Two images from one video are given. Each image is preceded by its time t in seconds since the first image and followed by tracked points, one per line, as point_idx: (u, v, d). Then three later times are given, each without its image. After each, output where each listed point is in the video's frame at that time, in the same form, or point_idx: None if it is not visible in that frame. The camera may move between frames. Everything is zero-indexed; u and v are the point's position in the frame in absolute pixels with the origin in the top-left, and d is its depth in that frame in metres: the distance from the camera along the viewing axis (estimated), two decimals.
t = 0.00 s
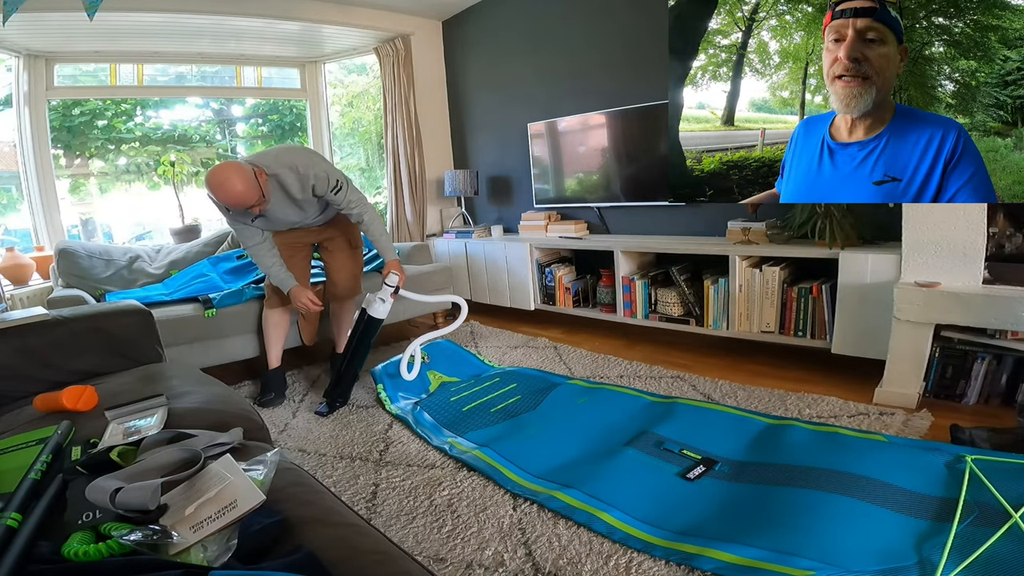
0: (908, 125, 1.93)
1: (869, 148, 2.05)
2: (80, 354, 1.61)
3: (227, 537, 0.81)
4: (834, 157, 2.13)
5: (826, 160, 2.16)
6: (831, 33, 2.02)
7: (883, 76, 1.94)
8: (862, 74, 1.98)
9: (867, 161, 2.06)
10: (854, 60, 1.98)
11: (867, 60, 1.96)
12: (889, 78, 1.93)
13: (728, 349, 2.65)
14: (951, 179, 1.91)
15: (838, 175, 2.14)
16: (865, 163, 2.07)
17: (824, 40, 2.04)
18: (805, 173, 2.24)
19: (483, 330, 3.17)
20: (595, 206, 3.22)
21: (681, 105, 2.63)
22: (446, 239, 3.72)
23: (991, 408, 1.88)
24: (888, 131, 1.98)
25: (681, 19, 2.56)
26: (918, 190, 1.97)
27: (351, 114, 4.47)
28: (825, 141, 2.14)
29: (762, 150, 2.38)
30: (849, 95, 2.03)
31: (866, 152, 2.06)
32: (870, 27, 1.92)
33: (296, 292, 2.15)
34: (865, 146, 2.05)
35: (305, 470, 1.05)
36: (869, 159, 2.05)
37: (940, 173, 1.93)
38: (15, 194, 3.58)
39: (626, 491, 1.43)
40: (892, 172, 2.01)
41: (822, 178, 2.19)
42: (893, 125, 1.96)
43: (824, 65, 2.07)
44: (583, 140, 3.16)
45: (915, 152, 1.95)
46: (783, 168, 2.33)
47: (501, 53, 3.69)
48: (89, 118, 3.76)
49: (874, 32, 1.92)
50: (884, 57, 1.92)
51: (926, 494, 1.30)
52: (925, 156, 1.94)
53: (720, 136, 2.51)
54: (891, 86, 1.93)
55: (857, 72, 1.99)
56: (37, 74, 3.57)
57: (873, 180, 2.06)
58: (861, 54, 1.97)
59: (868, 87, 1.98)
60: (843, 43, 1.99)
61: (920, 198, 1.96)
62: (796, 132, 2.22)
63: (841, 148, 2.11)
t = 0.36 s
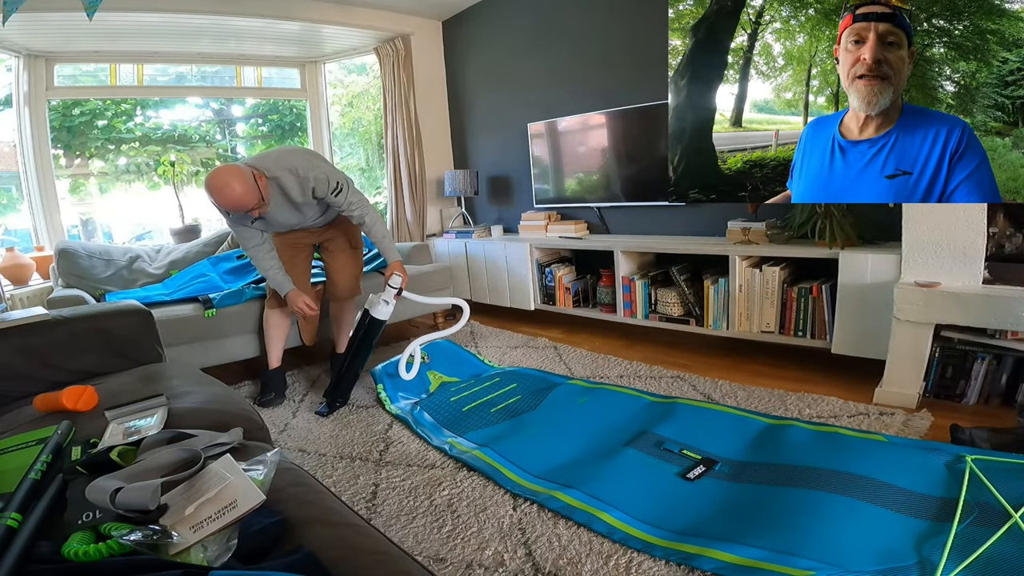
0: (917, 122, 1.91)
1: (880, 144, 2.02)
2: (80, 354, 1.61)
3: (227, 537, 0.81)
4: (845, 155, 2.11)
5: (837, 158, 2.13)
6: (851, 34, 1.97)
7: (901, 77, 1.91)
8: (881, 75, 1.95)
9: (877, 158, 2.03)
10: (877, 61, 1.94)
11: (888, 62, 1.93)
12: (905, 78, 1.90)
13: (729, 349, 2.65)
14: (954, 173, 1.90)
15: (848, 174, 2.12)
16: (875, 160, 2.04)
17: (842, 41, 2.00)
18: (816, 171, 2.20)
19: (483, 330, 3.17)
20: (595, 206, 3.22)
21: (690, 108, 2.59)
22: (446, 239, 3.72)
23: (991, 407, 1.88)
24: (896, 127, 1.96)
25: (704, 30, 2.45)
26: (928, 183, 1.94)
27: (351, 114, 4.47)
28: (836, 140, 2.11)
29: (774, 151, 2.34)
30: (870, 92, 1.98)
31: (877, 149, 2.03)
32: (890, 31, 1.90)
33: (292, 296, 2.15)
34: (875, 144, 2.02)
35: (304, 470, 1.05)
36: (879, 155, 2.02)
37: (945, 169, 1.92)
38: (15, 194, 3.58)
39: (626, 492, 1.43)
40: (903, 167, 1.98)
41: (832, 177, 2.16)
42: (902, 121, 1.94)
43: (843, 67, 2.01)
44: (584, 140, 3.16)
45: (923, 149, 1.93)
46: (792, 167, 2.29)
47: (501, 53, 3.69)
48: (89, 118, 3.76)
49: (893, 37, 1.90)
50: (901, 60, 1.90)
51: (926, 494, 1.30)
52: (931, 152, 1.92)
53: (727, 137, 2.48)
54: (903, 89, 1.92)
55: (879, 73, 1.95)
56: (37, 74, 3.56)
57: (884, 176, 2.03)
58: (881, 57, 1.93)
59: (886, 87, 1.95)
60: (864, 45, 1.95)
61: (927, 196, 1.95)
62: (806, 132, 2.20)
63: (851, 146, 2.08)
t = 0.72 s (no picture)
0: (907, 133, 1.94)
1: (870, 157, 2.05)
2: (80, 354, 1.61)
3: (227, 537, 0.81)
4: (836, 168, 2.14)
5: (828, 171, 2.16)
6: (828, 47, 2.04)
7: (880, 89, 1.95)
8: (857, 89, 2.00)
9: (869, 171, 2.06)
10: (851, 76, 2.01)
11: (863, 76, 1.98)
12: (890, 86, 1.93)
13: (729, 349, 2.66)
14: (947, 182, 1.92)
15: (841, 186, 2.14)
16: (867, 172, 2.06)
17: (821, 55, 2.07)
18: (809, 183, 2.23)
19: (483, 330, 3.17)
20: (595, 206, 3.22)
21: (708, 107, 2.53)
22: (446, 239, 3.72)
23: (991, 408, 1.88)
24: (886, 139, 1.99)
25: (732, 37, 2.36)
26: (922, 194, 1.96)
27: (351, 114, 4.47)
28: (825, 154, 2.15)
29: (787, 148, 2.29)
30: (845, 109, 2.04)
31: (867, 162, 2.06)
32: (866, 41, 1.96)
33: (290, 296, 2.16)
34: (866, 157, 2.05)
35: (304, 470, 1.05)
36: (871, 167, 2.05)
37: (937, 177, 1.94)
38: (15, 194, 3.58)
39: (627, 492, 1.43)
40: (895, 180, 2.00)
41: (826, 190, 2.18)
42: (891, 134, 1.96)
43: (823, 82, 2.08)
44: (583, 140, 3.16)
45: (915, 159, 1.96)
46: (787, 178, 2.32)
47: (501, 52, 3.69)
48: (89, 118, 3.76)
49: (870, 47, 1.95)
50: (881, 73, 1.94)
51: (926, 494, 1.30)
52: (923, 162, 1.95)
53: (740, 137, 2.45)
54: (891, 96, 1.93)
55: (853, 88, 2.01)
56: (37, 74, 3.56)
57: (877, 188, 2.05)
58: (857, 70, 1.99)
59: (865, 102, 1.99)
60: (839, 58, 2.02)
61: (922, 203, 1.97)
62: (797, 144, 2.23)
63: (842, 159, 2.11)
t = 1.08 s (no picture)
0: (892, 128, 1.96)
1: (855, 151, 2.07)
2: (80, 354, 1.61)
3: (227, 537, 0.81)
4: (822, 161, 2.15)
5: (814, 164, 2.18)
6: (805, 42, 2.08)
7: (858, 81, 1.99)
8: (834, 83, 2.04)
9: (854, 164, 2.08)
10: (826, 70, 2.04)
11: (839, 70, 2.02)
12: (870, 79, 1.95)
13: (729, 349, 2.66)
14: (933, 177, 1.94)
15: (826, 180, 2.16)
16: (852, 167, 2.09)
17: (799, 50, 2.11)
18: (796, 177, 2.25)
19: (483, 330, 3.16)
20: (595, 206, 3.22)
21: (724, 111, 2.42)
22: (446, 239, 3.72)
23: (991, 407, 1.88)
24: (872, 133, 2.01)
25: (752, 45, 2.26)
26: (905, 189, 1.99)
27: (351, 114, 4.47)
28: (812, 147, 2.16)
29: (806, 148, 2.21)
30: (823, 101, 2.08)
31: (853, 155, 2.08)
32: (841, 35, 1.98)
33: (280, 291, 2.16)
34: (852, 150, 2.07)
35: (305, 470, 1.05)
36: (856, 161, 2.07)
37: (923, 171, 1.95)
38: (15, 194, 3.58)
39: (627, 492, 1.43)
40: (879, 174, 2.03)
41: (811, 184, 2.21)
42: (878, 128, 1.99)
43: (800, 77, 2.12)
44: (583, 140, 3.16)
45: (900, 153, 1.98)
46: (774, 172, 2.34)
47: (501, 52, 3.69)
48: (89, 118, 3.77)
49: (846, 41, 1.98)
50: (857, 65, 1.98)
51: (926, 494, 1.30)
52: (908, 156, 1.97)
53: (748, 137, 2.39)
54: (873, 88, 1.96)
55: (831, 82, 2.05)
56: (37, 74, 3.56)
57: (862, 182, 2.08)
58: (833, 63, 2.03)
59: (842, 95, 2.03)
60: (815, 52, 2.06)
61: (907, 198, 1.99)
62: (783, 138, 2.25)
63: (828, 153, 2.13)
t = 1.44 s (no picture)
0: (907, 130, 1.93)
1: (866, 153, 2.04)
2: (80, 354, 1.61)
3: (227, 537, 0.81)
4: (832, 161, 2.13)
5: (823, 163, 2.15)
6: (820, 38, 2.05)
7: (874, 79, 1.95)
8: (849, 81, 2.01)
9: (864, 166, 2.05)
10: (841, 66, 2.01)
11: (855, 67, 1.98)
12: (885, 78, 1.92)
13: (729, 349, 2.66)
14: (946, 185, 1.92)
15: (835, 180, 2.14)
16: (862, 168, 2.06)
17: (814, 45, 2.08)
18: (803, 176, 2.22)
19: (483, 330, 3.16)
20: (595, 206, 3.22)
21: (729, 112, 2.42)
22: (446, 239, 3.72)
23: (991, 408, 1.88)
24: (886, 136, 1.98)
25: (768, 52, 2.23)
26: (913, 197, 1.97)
27: (351, 114, 4.47)
28: (822, 146, 2.14)
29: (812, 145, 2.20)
30: (836, 100, 2.04)
31: (863, 157, 2.05)
32: (858, 32, 1.95)
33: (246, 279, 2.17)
34: (862, 153, 2.05)
35: (304, 470, 1.05)
36: (866, 163, 2.05)
37: (936, 179, 1.93)
38: (15, 194, 3.57)
39: (627, 492, 1.43)
40: (888, 179, 2.01)
41: (819, 184, 2.18)
42: (891, 130, 1.96)
43: (815, 76, 2.09)
44: (583, 140, 3.16)
45: (913, 157, 1.95)
46: (781, 171, 2.31)
47: (501, 52, 3.69)
48: (89, 118, 3.76)
49: (863, 37, 1.95)
50: (875, 62, 1.94)
51: (927, 494, 1.30)
52: (921, 161, 1.94)
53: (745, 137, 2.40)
54: (887, 87, 1.93)
55: (845, 79, 2.01)
56: (37, 74, 3.56)
57: (870, 186, 2.06)
58: (848, 60, 1.99)
59: (857, 93, 1.99)
60: (831, 49, 2.02)
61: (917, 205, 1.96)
62: (796, 136, 2.22)
63: (837, 152, 2.10)
